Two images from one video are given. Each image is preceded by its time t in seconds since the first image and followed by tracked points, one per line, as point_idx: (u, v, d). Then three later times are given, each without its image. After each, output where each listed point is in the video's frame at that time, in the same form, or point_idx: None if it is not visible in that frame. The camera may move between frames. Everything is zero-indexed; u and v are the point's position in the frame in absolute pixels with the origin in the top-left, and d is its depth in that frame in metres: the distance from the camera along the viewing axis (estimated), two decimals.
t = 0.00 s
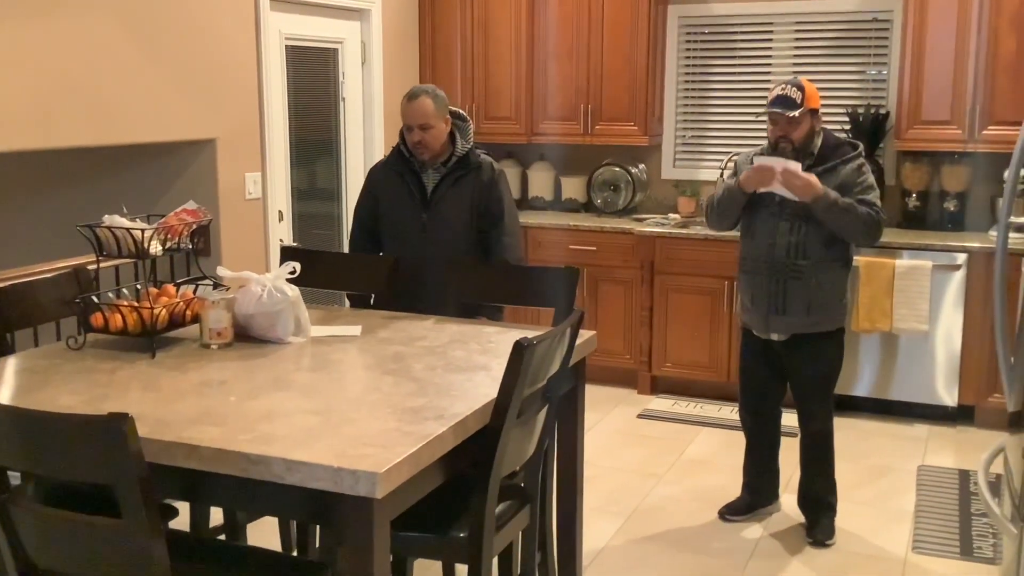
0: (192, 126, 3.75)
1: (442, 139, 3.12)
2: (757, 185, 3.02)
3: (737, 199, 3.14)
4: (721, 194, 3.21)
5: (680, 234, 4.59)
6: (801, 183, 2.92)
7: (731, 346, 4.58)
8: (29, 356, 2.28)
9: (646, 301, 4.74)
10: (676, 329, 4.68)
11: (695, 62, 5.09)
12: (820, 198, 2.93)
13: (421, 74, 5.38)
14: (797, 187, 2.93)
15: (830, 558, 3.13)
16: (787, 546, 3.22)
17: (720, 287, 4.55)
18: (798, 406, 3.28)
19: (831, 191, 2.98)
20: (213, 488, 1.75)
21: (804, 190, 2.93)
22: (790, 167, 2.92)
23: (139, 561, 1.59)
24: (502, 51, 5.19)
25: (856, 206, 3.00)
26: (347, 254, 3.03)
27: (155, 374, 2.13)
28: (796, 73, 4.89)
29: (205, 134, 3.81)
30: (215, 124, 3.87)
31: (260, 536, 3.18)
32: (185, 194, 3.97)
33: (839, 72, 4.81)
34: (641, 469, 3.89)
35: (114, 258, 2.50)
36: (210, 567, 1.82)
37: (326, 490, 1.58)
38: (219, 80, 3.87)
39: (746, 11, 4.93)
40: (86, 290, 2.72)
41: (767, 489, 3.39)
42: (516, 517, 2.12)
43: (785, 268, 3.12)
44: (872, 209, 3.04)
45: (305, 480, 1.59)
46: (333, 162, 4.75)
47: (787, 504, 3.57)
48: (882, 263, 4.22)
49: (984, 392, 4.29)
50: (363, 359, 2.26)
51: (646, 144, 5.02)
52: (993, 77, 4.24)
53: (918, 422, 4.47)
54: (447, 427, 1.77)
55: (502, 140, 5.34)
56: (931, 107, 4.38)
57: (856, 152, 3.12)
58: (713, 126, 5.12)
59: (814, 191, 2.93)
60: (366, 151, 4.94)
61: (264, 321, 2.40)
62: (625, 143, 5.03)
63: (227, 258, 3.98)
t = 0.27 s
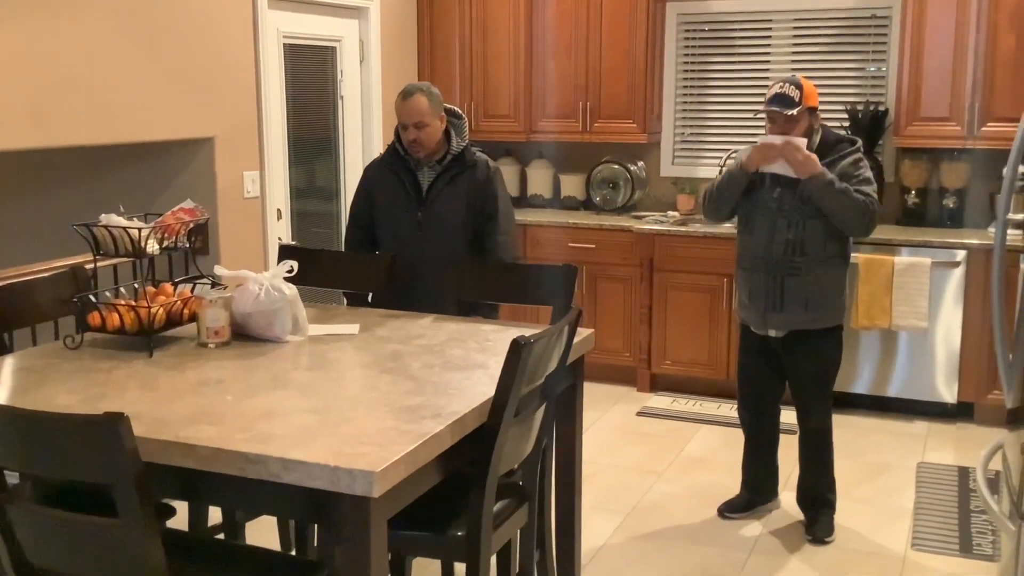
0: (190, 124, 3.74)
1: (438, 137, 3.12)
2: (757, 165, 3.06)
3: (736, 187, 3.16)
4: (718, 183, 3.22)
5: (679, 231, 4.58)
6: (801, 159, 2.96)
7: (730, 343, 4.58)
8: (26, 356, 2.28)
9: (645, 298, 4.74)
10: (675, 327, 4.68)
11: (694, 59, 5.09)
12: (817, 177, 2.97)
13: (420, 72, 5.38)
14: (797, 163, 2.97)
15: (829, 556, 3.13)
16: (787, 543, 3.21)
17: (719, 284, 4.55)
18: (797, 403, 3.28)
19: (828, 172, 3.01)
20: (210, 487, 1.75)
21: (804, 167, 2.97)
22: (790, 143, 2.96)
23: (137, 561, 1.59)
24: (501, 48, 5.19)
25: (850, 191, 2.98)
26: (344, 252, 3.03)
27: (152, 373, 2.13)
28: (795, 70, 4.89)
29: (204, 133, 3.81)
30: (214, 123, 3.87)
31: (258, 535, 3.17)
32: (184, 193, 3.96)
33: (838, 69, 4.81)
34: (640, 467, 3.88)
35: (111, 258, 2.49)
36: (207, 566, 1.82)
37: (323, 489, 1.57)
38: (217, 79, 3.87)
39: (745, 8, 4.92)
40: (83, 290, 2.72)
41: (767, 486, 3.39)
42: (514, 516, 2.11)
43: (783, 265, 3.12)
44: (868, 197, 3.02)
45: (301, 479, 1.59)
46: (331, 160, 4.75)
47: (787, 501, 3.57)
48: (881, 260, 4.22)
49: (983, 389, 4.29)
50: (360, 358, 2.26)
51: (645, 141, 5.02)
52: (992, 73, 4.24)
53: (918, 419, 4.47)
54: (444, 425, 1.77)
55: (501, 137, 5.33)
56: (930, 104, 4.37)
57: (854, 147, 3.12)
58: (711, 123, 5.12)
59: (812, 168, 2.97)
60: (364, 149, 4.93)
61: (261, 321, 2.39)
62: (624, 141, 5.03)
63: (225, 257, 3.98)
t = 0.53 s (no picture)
0: (191, 122, 3.74)
1: (439, 135, 3.12)
2: (760, 158, 3.08)
3: (736, 183, 3.17)
4: (717, 179, 3.23)
5: (680, 229, 4.57)
6: (802, 151, 2.98)
7: (731, 341, 4.58)
8: (27, 354, 2.28)
9: (646, 296, 4.73)
10: (677, 325, 4.67)
11: (696, 57, 5.08)
12: (816, 171, 2.98)
13: (421, 70, 5.38)
14: (797, 155, 2.99)
15: (831, 553, 3.13)
16: (788, 541, 3.21)
17: (721, 282, 4.54)
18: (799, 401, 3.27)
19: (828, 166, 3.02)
20: (211, 484, 1.74)
21: (805, 159, 2.99)
22: (793, 135, 2.99)
23: (138, 558, 1.59)
24: (502, 46, 5.18)
25: (849, 186, 2.99)
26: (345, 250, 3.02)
27: (153, 371, 2.13)
28: (796, 68, 4.88)
29: (205, 131, 3.81)
30: (215, 120, 3.87)
31: (259, 533, 3.17)
32: (186, 190, 3.96)
33: (839, 66, 4.80)
34: (641, 465, 3.88)
35: (112, 255, 2.49)
36: (208, 563, 1.81)
37: (324, 486, 1.57)
38: (218, 76, 3.87)
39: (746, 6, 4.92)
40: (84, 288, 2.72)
41: (768, 484, 3.39)
42: (515, 514, 2.11)
43: (784, 262, 3.11)
44: (867, 192, 3.02)
45: (302, 477, 1.59)
46: (332, 157, 4.74)
47: (788, 499, 3.57)
48: (882, 258, 4.21)
49: (985, 387, 4.28)
50: (362, 355, 2.26)
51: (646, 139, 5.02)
52: (994, 70, 4.23)
53: (919, 417, 4.46)
54: (445, 423, 1.77)
55: (502, 135, 5.33)
56: (932, 102, 4.37)
57: (855, 144, 3.13)
58: (713, 121, 5.11)
59: (813, 161, 2.99)
60: (366, 146, 4.93)
61: (263, 319, 2.39)
62: (626, 138, 5.02)
63: (226, 254, 3.98)
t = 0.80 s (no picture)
0: (199, 119, 3.75)
1: (449, 133, 3.12)
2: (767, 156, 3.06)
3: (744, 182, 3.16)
4: (725, 178, 3.22)
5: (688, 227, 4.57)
6: (809, 149, 2.96)
7: (739, 340, 4.57)
8: (35, 350, 2.28)
9: (654, 295, 4.73)
10: (684, 324, 4.67)
11: (704, 55, 5.07)
12: (823, 168, 2.96)
13: (428, 68, 5.38)
14: (805, 153, 2.97)
15: (838, 553, 3.12)
16: (795, 541, 3.20)
17: (729, 281, 4.54)
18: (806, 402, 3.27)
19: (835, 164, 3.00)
20: (220, 481, 1.74)
21: (812, 157, 2.97)
22: (801, 132, 2.98)
23: (147, 555, 1.59)
24: (510, 44, 5.18)
25: (856, 183, 2.99)
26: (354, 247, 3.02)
27: (161, 368, 2.13)
28: (805, 67, 4.87)
29: (213, 128, 3.81)
30: (223, 117, 3.88)
31: (265, 530, 3.18)
32: (194, 187, 3.97)
33: (848, 66, 4.79)
34: (648, 464, 3.88)
35: (121, 251, 2.49)
36: (216, 560, 1.81)
37: (332, 483, 1.57)
38: (227, 73, 3.87)
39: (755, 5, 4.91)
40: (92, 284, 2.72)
41: (775, 483, 3.39)
42: (523, 512, 2.11)
43: (792, 260, 3.10)
44: (875, 190, 3.01)
45: (311, 474, 1.59)
46: (340, 155, 4.74)
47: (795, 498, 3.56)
48: (890, 257, 4.20)
49: (992, 387, 4.27)
50: (370, 353, 2.26)
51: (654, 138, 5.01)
52: (1004, 70, 4.22)
53: (927, 417, 4.45)
54: (454, 421, 1.77)
55: (510, 133, 5.32)
56: (941, 101, 4.35)
57: (862, 143, 3.12)
58: (720, 120, 5.10)
59: (820, 158, 2.97)
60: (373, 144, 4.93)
61: (271, 316, 2.39)
62: (634, 137, 5.01)
63: (234, 251, 3.98)
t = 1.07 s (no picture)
0: (220, 115, 3.76)
1: (469, 131, 3.12)
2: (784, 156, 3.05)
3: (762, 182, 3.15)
4: (744, 178, 3.22)
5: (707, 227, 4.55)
6: (827, 148, 2.95)
7: (757, 340, 4.55)
8: (57, 344, 2.29)
9: (672, 294, 4.72)
10: (702, 323, 4.66)
11: (724, 54, 5.05)
12: (841, 168, 2.95)
13: (448, 65, 5.38)
14: (822, 152, 2.96)
15: (855, 555, 3.11)
16: (812, 542, 3.19)
17: (747, 281, 4.52)
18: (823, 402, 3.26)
19: (853, 164, 2.99)
20: (240, 477, 1.75)
21: (830, 156, 2.96)
22: (819, 131, 2.96)
23: (168, 549, 1.60)
24: (529, 41, 5.18)
25: (875, 182, 2.98)
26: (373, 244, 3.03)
27: (181, 363, 2.14)
28: (825, 66, 4.85)
29: (233, 124, 3.83)
30: (243, 113, 3.89)
31: (283, 525, 3.19)
32: (214, 183, 3.99)
33: (869, 65, 4.77)
34: (665, 463, 3.87)
35: (142, 246, 2.51)
36: (235, 555, 1.82)
37: (351, 480, 1.58)
38: (247, 69, 3.89)
39: (775, 3, 4.88)
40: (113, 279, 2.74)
41: (792, 484, 3.37)
42: (540, 510, 2.11)
43: (810, 260, 3.09)
44: (893, 189, 3.00)
45: (330, 470, 1.59)
46: (359, 152, 4.76)
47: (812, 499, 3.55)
48: (911, 258, 4.18)
49: (1012, 390, 4.24)
50: (389, 350, 2.26)
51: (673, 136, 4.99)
52: None
53: (946, 419, 4.43)
54: (472, 419, 1.77)
55: (529, 131, 5.32)
56: (962, 101, 4.32)
57: (881, 141, 3.11)
58: (740, 119, 5.08)
59: (837, 157, 2.96)
60: (392, 141, 4.94)
61: (291, 312, 2.40)
62: (653, 135, 5.00)
63: (253, 247, 4.00)
